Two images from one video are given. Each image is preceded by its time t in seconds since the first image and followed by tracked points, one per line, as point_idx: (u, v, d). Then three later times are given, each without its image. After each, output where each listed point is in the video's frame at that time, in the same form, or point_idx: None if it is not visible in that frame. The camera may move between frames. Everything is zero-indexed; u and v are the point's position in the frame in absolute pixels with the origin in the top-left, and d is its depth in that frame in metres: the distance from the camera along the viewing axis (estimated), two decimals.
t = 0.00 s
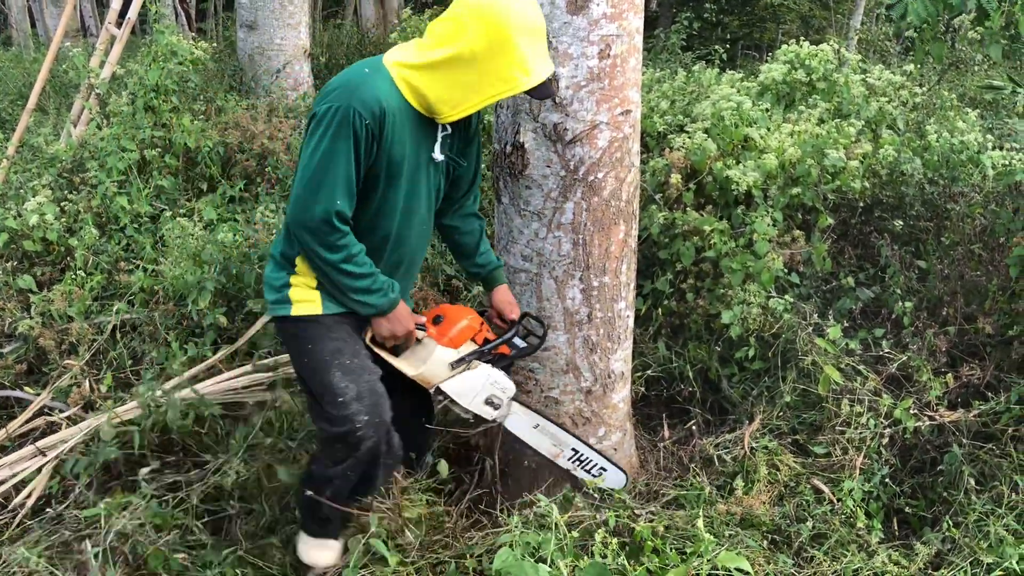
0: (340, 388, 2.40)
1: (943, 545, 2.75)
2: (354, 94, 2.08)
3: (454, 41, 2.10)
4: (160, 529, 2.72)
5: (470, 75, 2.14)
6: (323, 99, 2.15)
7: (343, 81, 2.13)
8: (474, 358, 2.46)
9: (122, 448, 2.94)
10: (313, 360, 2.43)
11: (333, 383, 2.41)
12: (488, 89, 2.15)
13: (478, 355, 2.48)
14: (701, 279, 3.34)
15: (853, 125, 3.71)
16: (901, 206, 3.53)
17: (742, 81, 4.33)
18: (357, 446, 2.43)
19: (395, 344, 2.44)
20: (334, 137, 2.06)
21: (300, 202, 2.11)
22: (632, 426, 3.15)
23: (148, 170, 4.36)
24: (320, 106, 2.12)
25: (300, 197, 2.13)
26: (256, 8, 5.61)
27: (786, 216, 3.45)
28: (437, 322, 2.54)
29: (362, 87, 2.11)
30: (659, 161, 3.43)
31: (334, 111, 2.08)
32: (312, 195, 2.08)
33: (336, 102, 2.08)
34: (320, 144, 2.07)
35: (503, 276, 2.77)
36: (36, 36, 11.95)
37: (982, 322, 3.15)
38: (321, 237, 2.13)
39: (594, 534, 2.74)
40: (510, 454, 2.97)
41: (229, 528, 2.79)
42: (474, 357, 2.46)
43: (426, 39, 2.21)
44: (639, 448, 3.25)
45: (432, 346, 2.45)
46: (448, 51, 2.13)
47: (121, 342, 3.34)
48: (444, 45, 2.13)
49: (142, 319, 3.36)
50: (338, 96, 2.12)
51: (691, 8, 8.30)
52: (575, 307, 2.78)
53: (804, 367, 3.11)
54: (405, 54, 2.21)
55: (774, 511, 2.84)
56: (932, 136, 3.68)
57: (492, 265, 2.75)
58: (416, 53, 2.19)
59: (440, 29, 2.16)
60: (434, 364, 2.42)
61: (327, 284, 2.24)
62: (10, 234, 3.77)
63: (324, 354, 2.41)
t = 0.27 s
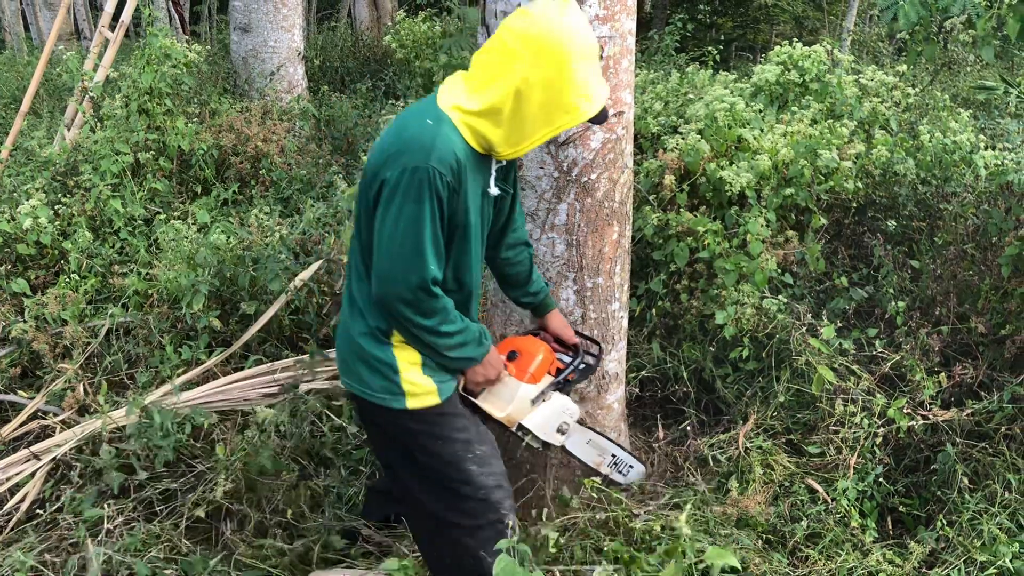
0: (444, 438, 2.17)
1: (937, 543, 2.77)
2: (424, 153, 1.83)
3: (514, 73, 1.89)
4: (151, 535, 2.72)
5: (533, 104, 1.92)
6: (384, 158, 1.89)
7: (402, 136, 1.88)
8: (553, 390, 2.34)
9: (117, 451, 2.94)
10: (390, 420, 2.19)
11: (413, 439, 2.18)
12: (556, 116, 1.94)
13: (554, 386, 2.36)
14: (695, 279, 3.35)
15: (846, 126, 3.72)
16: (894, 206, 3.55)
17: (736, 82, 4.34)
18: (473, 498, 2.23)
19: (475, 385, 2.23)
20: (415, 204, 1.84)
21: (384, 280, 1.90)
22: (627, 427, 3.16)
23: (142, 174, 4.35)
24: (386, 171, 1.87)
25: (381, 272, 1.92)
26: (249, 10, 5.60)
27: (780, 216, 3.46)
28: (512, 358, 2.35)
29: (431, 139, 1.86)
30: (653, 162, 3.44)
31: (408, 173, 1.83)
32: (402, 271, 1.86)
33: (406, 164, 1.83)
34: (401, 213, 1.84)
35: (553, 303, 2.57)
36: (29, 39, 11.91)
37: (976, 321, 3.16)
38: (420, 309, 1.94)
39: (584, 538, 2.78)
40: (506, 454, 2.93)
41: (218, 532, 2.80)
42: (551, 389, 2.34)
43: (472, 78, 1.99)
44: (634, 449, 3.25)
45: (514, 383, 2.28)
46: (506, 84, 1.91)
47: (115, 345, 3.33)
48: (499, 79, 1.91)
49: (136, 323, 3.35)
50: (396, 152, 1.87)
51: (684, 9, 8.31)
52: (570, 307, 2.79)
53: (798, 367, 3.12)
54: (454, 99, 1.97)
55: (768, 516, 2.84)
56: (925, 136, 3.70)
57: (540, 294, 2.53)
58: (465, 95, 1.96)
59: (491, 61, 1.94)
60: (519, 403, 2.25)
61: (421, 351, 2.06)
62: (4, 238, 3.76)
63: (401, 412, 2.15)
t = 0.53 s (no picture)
0: (508, 464, 2.27)
1: (926, 539, 2.79)
2: (555, 188, 1.76)
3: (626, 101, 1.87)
4: (139, 539, 2.72)
5: (641, 134, 1.90)
6: (507, 185, 1.80)
7: (525, 165, 1.80)
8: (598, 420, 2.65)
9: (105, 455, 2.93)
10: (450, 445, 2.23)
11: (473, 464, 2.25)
12: (660, 144, 1.92)
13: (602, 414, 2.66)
14: (683, 279, 3.36)
15: (833, 125, 3.74)
16: (881, 205, 3.59)
17: (723, 82, 4.36)
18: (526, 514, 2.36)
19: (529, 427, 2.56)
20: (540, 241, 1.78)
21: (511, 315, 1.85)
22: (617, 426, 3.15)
23: (130, 177, 4.35)
24: (506, 202, 1.79)
25: (494, 308, 1.85)
26: (236, 13, 5.59)
27: (767, 215, 3.48)
28: (560, 390, 2.65)
29: (555, 174, 1.79)
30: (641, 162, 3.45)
31: (538, 210, 1.76)
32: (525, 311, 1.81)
33: (532, 198, 1.76)
34: (530, 250, 1.78)
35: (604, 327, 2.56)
36: (16, 43, 11.86)
37: (963, 319, 3.16)
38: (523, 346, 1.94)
39: (572, 537, 2.81)
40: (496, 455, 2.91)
41: (206, 536, 2.81)
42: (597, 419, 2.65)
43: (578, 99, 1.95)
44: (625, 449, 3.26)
45: (563, 419, 2.59)
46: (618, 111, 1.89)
47: (103, 349, 3.32)
48: (607, 110, 1.89)
49: (125, 326, 3.35)
50: (517, 183, 1.79)
51: (672, 10, 8.34)
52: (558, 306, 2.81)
53: (786, 365, 3.12)
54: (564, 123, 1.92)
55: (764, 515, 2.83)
56: (912, 134, 3.73)
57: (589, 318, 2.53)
58: (575, 118, 1.93)
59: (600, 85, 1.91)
60: (567, 438, 2.59)
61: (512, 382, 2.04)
62: None
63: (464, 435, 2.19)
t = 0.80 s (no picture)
0: (541, 459, 2.21)
1: (909, 533, 2.80)
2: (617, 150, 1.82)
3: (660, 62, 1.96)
4: (122, 547, 2.71)
5: (671, 93, 2.01)
6: (573, 154, 1.81)
7: (586, 133, 1.82)
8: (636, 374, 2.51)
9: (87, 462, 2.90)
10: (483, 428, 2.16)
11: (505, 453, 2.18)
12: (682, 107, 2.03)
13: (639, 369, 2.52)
14: (666, 277, 3.37)
15: (813, 123, 3.77)
16: (862, 201, 3.62)
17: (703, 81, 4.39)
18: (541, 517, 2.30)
19: (570, 395, 2.37)
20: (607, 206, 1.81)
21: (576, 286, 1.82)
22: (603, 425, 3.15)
23: (111, 183, 4.33)
24: (574, 167, 1.80)
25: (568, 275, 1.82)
26: (217, 17, 5.58)
27: (749, 213, 3.50)
28: (592, 352, 2.50)
29: (614, 141, 1.83)
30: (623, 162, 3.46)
31: (609, 175, 1.81)
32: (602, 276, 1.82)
33: (601, 162, 1.79)
34: (603, 215, 1.80)
35: (622, 279, 2.61)
36: None
37: (942, 314, 3.19)
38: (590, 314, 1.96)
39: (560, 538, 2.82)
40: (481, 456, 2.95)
41: (189, 542, 2.81)
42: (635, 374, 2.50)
43: (608, 63, 1.99)
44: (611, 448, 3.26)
45: (602, 379, 2.42)
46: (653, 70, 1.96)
47: (85, 356, 3.30)
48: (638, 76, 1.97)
49: (107, 333, 3.33)
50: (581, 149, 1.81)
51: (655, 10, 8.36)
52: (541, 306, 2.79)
53: (769, 362, 3.15)
54: (600, 88, 1.97)
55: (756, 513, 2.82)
56: (892, 131, 3.76)
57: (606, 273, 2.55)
58: (609, 81, 1.98)
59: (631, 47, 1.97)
60: (611, 397, 2.41)
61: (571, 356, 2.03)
62: None
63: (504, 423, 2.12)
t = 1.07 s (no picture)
0: (560, 461, 2.31)
1: (888, 529, 2.83)
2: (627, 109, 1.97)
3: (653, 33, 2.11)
4: (103, 556, 2.68)
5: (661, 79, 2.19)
6: (587, 128, 1.96)
7: (595, 106, 1.98)
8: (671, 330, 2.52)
9: (66, 472, 2.87)
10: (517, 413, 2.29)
11: (530, 443, 2.28)
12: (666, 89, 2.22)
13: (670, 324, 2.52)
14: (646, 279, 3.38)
15: (789, 123, 3.81)
16: (839, 201, 3.65)
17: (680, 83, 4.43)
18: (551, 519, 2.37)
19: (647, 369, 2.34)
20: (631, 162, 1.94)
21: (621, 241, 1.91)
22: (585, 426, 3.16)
23: (89, 192, 4.30)
24: (592, 137, 1.95)
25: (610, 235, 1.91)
26: (194, 23, 5.56)
27: (727, 214, 3.53)
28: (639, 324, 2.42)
29: (620, 103, 1.97)
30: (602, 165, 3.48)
31: (623, 134, 1.95)
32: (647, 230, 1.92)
33: (616, 123, 1.94)
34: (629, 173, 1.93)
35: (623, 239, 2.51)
36: None
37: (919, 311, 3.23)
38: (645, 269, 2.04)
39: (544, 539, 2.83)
40: (463, 460, 2.96)
41: (169, 551, 2.77)
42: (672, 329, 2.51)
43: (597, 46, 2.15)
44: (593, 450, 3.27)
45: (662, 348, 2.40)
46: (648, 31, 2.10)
47: (64, 365, 3.28)
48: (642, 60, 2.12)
49: (86, 342, 3.31)
50: (594, 119, 1.97)
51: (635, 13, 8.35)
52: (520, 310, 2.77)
53: (748, 361, 3.19)
54: (601, 66, 2.10)
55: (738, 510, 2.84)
56: (868, 130, 3.81)
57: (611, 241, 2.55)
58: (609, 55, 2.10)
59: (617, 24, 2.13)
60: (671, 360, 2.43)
61: (638, 323, 2.11)
62: None
63: (540, 415, 2.23)
